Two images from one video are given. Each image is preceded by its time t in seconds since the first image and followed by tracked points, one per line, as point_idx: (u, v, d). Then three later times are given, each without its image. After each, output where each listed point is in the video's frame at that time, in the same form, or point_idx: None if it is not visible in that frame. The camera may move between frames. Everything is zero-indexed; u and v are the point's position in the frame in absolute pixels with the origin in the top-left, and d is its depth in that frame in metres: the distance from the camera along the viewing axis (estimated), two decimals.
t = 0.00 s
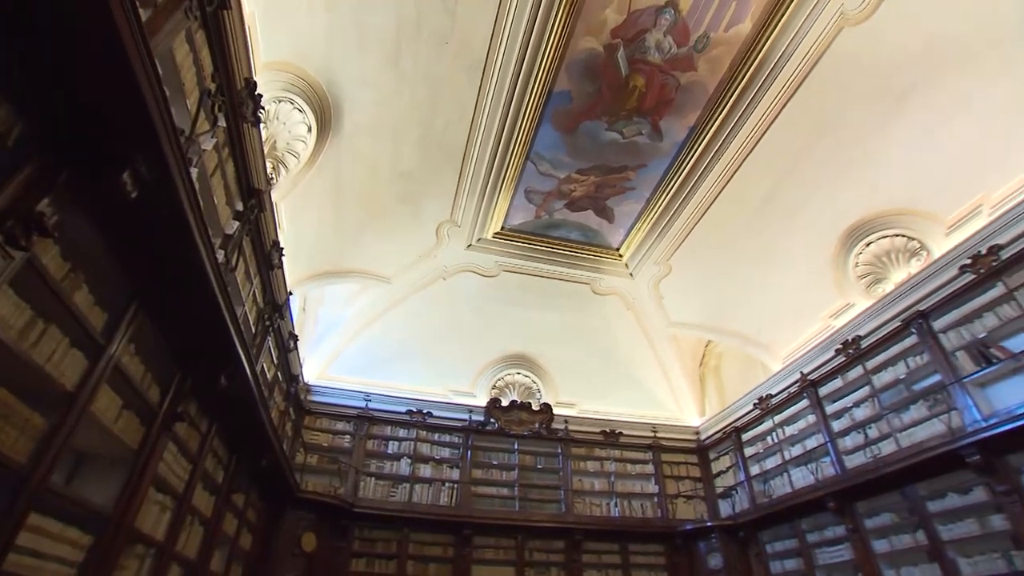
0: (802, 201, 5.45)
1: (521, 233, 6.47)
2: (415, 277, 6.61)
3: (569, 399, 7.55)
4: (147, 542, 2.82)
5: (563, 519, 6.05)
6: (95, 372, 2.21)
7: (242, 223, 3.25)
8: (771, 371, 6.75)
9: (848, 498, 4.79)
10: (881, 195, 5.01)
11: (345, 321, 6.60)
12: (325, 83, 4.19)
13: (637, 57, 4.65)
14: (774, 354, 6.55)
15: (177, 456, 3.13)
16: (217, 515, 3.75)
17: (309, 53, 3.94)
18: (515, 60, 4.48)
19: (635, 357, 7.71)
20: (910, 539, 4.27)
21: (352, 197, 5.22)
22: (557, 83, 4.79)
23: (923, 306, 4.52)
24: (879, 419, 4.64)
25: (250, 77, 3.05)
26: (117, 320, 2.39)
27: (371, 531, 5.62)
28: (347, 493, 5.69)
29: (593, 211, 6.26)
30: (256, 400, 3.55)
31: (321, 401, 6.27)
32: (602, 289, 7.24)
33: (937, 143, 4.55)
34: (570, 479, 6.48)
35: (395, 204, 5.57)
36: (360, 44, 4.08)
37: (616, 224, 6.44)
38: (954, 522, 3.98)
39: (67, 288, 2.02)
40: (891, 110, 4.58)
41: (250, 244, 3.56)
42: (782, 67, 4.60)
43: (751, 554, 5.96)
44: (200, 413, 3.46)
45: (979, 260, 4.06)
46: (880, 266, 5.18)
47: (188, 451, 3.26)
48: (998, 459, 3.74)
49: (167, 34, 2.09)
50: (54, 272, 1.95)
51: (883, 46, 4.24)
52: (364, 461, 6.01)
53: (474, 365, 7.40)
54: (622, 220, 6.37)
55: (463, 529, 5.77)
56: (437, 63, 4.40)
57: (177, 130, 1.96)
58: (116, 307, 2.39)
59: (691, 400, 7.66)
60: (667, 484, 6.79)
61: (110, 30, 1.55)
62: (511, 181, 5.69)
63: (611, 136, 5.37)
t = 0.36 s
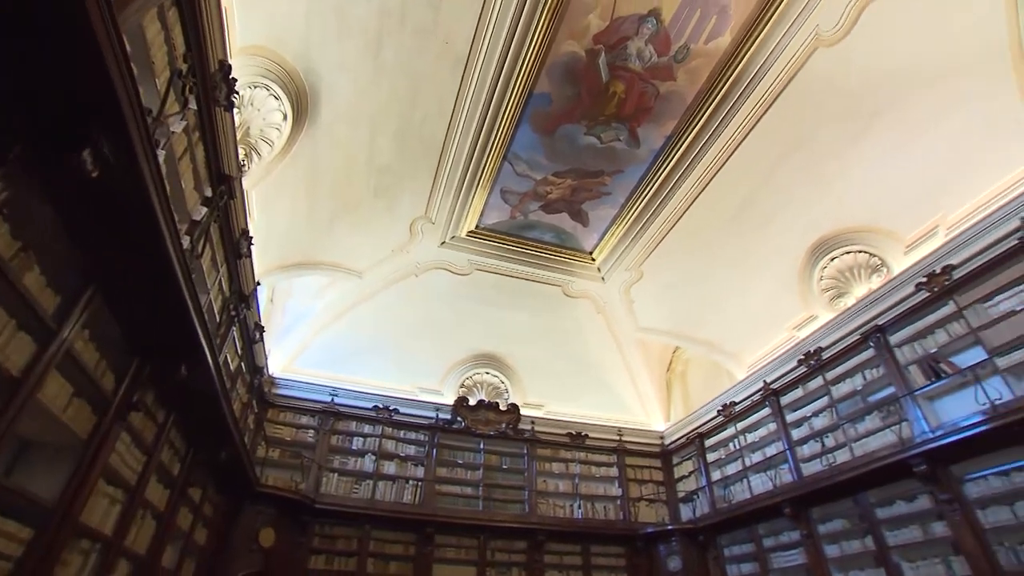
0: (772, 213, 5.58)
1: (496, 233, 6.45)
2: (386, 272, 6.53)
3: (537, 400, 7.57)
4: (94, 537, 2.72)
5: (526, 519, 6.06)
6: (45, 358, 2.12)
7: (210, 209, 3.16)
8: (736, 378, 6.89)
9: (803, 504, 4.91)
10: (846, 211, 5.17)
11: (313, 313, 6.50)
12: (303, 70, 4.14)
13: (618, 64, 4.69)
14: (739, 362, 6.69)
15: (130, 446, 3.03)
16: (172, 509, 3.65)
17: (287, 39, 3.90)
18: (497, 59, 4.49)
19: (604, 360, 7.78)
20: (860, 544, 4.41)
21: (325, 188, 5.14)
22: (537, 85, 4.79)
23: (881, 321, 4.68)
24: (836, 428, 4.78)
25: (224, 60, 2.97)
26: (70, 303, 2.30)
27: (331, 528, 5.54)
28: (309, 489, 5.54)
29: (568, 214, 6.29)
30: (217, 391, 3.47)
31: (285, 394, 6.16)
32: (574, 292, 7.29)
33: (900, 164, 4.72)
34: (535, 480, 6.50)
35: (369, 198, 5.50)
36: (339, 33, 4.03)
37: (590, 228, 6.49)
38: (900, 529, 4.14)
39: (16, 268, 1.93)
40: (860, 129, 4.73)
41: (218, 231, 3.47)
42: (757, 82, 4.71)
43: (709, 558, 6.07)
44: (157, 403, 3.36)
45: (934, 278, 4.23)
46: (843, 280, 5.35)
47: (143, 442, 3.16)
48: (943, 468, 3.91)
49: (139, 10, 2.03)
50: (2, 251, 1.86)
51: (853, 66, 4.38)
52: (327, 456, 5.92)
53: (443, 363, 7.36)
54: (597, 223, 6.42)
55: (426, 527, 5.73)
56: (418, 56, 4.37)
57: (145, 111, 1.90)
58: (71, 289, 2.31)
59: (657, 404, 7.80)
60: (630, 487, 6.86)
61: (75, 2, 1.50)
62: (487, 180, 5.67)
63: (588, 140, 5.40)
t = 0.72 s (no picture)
0: (743, 224, 5.70)
1: (471, 232, 6.43)
2: (359, 266, 6.45)
3: (506, 401, 7.58)
4: (36, 530, 2.61)
5: (490, 519, 6.07)
6: None
7: (178, 194, 3.07)
8: (702, 385, 7.01)
9: (762, 509, 5.02)
10: (813, 225, 5.31)
11: (282, 305, 6.38)
12: (281, 57, 4.08)
13: (599, 69, 4.72)
14: (706, 369, 6.81)
15: (81, 436, 2.92)
16: (123, 502, 3.54)
17: (265, 24, 3.84)
18: (479, 57, 4.48)
19: (573, 363, 7.84)
20: (813, 549, 4.52)
21: (299, 178, 5.06)
22: (519, 86, 4.80)
23: (842, 333, 4.81)
24: (796, 436, 4.91)
25: (198, 41, 2.89)
26: (22, 285, 2.20)
27: (291, 524, 5.44)
28: (270, 484, 5.48)
29: (544, 216, 6.31)
30: (178, 381, 3.37)
31: (247, 386, 5.99)
32: (546, 294, 7.32)
33: (864, 183, 4.88)
34: (500, 480, 6.50)
35: (344, 190, 5.43)
36: (321, 21, 3.98)
37: (565, 231, 6.52)
38: (852, 534, 4.27)
39: None
40: (830, 146, 4.87)
41: (185, 217, 3.37)
42: (734, 95, 4.81)
43: (669, 561, 6.15)
44: (112, 391, 3.25)
45: (893, 294, 4.38)
46: (808, 292, 5.49)
47: (95, 433, 3.06)
48: (893, 477, 4.04)
49: None
50: None
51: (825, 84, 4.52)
52: (290, 451, 5.81)
53: (412, 360, 7.30)
54: (572, 227, 6.45)
55: (388, 526, 5.69)
56: (400, 50, 4.33)
57: (110, 91, 1.85)
58: (24, 270, 2.22)
59: (624, 408, 7.88)
60: (595, 489, 6.91)
61: None
62: (464, 178, 5.65)
63: (567, 144, 5.43)
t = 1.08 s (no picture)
0: (715, 233, 5.81)
1: (446, 229, 6.40)
2: (331, 259, 6.35)
3: (476, 400, 7.57)
4: None
5: (455, 518, 6.05)
6: None
7: (146, 177, 2.98)
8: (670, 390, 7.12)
9: (724, 514, 5.11)
10: (782, 237, 5.44)
11: (251, 296, 6.25)
12: (259, 44, 4.00)
13: (581, 73, 4.75)
14: (674, 375, 6.92)
15: (28, 425, 2.81)
16: (73, 495, 3.42)
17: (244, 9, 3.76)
18: (462, 55, 4.47)
19: (544, 364, 7.88)
20: (771, 553, 4.63)
21: (274, 167, 4.96)
22: (500, 85, 4.79)
23: (807, 343, 4.93)
24: (759, 443, 5.01)
25: (173, 21, 2.81)
26: None
27: (252, 519, 5.32)
28: (231, 478, 5.33)
29: (520, 216, 6.32)
30: (137, 371, 3.26)
31: (212, 377, 5.88)
32: (520, 294, 7.34)
33: (832, 199, 5.02)
34: (467, 479, 6.48)
35: (319, 182, 5.35)
36: (302, 10, 3.92)
37: (540, 232, 6.53)
38: (808, 539, 4.37)
39: None
40: (801, 161, 5.00)
41: (152, 202, 3.27)
42: (711, 107, 4.89)
43: (632, 563, 6.22)
44: (65, 379, 3.13)
45: (856, 307, 4.51)
46: (776, 302, 5.62)
47: (43, 423, 2.95)
48: (849, 484, 4.16)
49: None
50: None
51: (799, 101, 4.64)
52: (254, 444, 5.69)
53: (382, 356, 7.23)
54: (547, 228, 6.47)
55: (352, 522, 5.63)
56: (382, 44, 4.29)
57: (74, 67, 1.78)
58: None
59: (593, 411, 7.95)
60: (561, 491, 6.95)
61: None
62: (442, 176, 5.62)
63: (546, 145, 5.44)
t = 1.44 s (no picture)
0: (688, 241, 5.91)
1: (423, 225, 6.35)
2: (304, 251, 6.24)
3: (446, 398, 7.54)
4: None
5: (421, 517, 6.01)
6: None
7: (111, 157, 2.88)
8: (638, 394, 7.21)
9: (687, 517, 5.19)
10: (752, 248, 5.56)
11: (219, 285, 6.10)
12: (237, 28, 3.92)
13: (563, 76, 4.77)
14: (643, 379, 7.01)
15: None
16: (19, 486, 3.29)
17: None
18: (445, 52, 4.45)
19: (515, 364, 7.90)
20: (731, 556, 4.71)
21: (248, 154, 4.86)
22: (482, 84, 4.78)
23: (773, 352, 5.04)
24: (723, 448, 5.10)
25: None
26: None
27: (211, 515, 5.18)
28: (191, 472, 5.17)
29: (497, 216, 6.31)
30: (93, 359, 3.16)
31: (176, 367, 5.70)
32: (494, 294, 7.34)
33: (802, 213, 5.15)
34: (433, 477, 6.45)
35: (294, 172, 5.25)
36: None
37: (516, 233, 6.54)
38: (767, 543, 4.47)
39: None
40: (773, 174, 5.11)
41: (118, 184, 3.17)
42: (689, 116, 4.97)
43: (595, 564, 6.26)
44: (13, 365, 3.01)
45: (822, 319, 4.63)
46: (745, 311, 5.73)
47: None
48: (808, 491, 4.26)
49: None
50: None
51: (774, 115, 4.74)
52: (216, 438, 5.55)
53: (352, 351, 7.12)
54: (523, 229, 6.48)
55: (315, 519, 5.54)
56: (364, 36, 4.24)
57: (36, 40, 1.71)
58: None
59: (562, 413, 8.01)
60: (528, 491, 6.96)
61: None
62: (419, 172, 5.58)
63: (525, 146, 5.44)
